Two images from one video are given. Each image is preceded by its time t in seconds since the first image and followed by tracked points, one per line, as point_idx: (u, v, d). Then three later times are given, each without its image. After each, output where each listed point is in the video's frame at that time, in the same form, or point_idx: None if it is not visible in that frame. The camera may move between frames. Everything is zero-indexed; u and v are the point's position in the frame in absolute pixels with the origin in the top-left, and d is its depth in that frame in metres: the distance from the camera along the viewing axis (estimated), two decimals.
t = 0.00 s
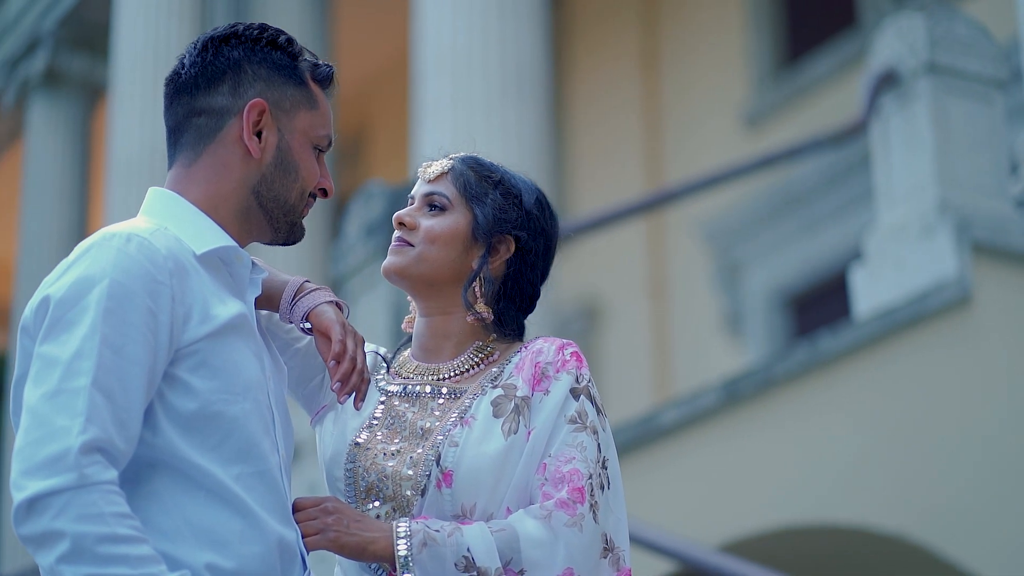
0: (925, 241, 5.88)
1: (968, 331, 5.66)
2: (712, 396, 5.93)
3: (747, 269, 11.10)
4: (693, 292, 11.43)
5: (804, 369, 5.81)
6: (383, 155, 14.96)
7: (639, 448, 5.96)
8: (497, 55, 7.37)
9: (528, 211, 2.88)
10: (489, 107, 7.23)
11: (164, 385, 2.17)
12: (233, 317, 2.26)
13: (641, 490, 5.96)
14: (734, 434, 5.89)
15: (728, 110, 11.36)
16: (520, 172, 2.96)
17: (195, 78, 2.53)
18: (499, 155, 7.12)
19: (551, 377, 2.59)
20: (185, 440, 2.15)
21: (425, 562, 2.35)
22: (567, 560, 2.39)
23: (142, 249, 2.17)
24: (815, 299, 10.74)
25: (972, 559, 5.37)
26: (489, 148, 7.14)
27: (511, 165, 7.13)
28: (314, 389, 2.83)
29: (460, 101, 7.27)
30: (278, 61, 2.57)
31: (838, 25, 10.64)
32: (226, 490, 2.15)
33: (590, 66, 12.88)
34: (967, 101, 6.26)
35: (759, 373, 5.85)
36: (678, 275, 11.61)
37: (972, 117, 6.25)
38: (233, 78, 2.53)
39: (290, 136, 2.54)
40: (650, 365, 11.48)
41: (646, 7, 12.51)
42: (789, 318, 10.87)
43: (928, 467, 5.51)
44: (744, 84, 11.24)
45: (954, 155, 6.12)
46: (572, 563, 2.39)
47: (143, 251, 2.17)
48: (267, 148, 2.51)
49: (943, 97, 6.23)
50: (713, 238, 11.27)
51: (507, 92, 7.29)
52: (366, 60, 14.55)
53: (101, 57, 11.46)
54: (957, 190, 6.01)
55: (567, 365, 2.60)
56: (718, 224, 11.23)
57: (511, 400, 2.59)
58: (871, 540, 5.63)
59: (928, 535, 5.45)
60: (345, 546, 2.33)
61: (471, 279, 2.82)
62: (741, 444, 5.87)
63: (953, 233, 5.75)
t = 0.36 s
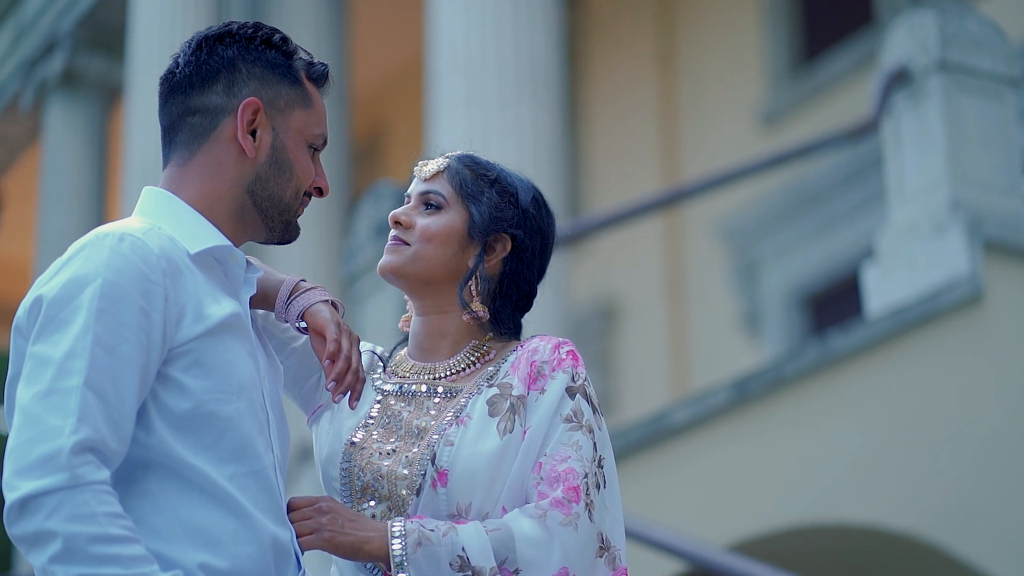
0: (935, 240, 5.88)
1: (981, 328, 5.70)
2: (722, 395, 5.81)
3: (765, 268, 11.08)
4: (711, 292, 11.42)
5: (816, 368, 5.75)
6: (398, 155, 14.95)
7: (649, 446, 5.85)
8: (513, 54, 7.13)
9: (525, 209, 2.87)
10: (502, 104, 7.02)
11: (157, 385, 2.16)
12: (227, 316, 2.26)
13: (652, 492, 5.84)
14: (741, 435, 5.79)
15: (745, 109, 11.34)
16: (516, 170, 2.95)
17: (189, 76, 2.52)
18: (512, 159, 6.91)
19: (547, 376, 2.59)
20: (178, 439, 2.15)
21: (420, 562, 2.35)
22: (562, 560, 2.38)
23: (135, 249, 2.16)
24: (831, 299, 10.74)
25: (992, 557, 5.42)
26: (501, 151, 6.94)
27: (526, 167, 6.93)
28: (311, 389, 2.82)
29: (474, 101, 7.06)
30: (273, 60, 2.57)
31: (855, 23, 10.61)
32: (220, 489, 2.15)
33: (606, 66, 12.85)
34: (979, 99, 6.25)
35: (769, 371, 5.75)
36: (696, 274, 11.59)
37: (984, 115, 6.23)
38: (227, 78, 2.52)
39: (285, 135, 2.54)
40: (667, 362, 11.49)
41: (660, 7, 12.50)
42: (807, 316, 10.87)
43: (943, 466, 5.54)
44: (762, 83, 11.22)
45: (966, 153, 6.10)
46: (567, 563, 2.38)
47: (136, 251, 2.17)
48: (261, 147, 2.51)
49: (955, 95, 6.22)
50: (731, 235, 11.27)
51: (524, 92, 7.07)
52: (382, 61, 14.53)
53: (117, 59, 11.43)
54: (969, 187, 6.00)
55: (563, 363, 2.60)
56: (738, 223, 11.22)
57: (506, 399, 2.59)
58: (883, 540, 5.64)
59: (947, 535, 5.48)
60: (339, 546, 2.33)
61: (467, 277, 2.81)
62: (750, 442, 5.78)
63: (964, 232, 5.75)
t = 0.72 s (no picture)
0: (948, 238, 5.85)
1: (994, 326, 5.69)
2: (732, 395, 5.85)
3: (781, 268, 11.10)
4: (727, 293, 11.42)
5: (826, 368, 5.79)
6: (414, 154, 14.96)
7: (662, 445, 5.91)
8: (526, 54, 7.02)
9: (520, 208, 2.87)
10: (516, 102, 6.90)
11: (149, 385, 2.16)
12: (220, 316, 2.25)
13: (663, 493, 5.88)
14: (753, 433, 5.82)
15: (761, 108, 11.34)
16: (512, 169, 2.94)
17: (183, 76, 2.52)
18: (526, 161, 6.77)
19: (542, 375, 2.58)
20: (171, 439, 2.15)
21: (414, 561, 2.34)
22: (556, 560, 2.38)
23: (127, 249, 2.16)
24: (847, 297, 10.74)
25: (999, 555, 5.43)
26: (516, 151, 6.80)
27: (541, 168, 6.80)
28: (307, 388, 2.82)
29: (488, 100, 6.94)
30: (267, 59, 2.57)
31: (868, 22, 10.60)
32: (213, 489, 2.14)
33: (623, 66, 12.86)
34: (991, 97, 6.21)
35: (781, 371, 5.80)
36: (714, 273, 11.59)
37: (996, 113, 6.20)
38: (221, 77, 2.51)
39: (279, 134, 2.53)
40: (683, 360, 11.51)
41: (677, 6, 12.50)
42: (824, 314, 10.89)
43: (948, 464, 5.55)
44: (778, 81, 11.22)
45: (978, 150, 6.06)
46: (561, 562, 2.38)
47: (128, 251, 2.16)
48: (255, 147, 2.50)
49: (967, 93, 6.19)
50: (748, 234, 11.27)
51: (539, 90, 6.96)
52: (399, 61, 14.54)
53: (134, 60, 11.15)
54: (980, 185, 5.97)
55: (559, 363, 2.59)
56: (754, 222, 11.22)
57: (501, 399, 2.58)
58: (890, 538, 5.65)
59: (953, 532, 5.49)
60: (333, 546, 2.33)
61: (462, 276, 2.81)
62: (758, 440, 5.81)
63: (975, 231, 5.74)
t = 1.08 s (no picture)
0: (960, 237, 5.89)
1: (1003, 325, 5.74)
2: (741, 394, 5.77)
3: (798, 267, 11.16)
4: (744, 295, 11.45)
5: (835, 367, 5.77)
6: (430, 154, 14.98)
7: (671, 445, 5.77)
8: (540, 50, 6.62)
9: (515, 208, 2.86)
10: (529, 101, 6.52)
11: (141, 386, 2.16)
12: (213, 317, 2.25)
13: (669, 493, 5.75)
14: (763, 432, 5.75)
15: (776, 109, 11.41)
16: (506, 169, 2.94)
17: (176, 76, 2.51)
18: (538, 163, 6.42)
19: (536, 376, 2.58)
20: (163, 440, 2.14)
21: (407, 562, 2.34)
22: (550, 561, 2.37)
23: (118, 250, 2.16)
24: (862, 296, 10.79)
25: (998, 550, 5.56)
26: (530, 153, 6.44)
27: (555, 169, 6.43)
28: (302, 389, 2.82)
29: (500, 99, 6.55)
30: (259, 60, 2.56)
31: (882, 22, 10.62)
32: (204, 490, 2.14)
33: (638, 62, 12.85)
34: (1002, 95, 6.22)
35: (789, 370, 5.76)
36: (726, 268, 11.62)
37: (1006, 112, 6.21)
38: (213, 78, 2.51)
39: (271, 134, 2.53)
40: (699, 356, 11.51)
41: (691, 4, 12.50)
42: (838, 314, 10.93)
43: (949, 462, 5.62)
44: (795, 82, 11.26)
45: (988, 149, 6.08)
46: (554, 563, 2.38)
47: (120, 252, 2.16)
48: (248, 147, 2.50)
49: (978, 91, 6.19)
50: (764, 233, 11.31)
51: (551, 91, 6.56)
52: (413, 61, 14.53)
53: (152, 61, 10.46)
54: (990, 184, 6.00)
55: (553, 363, 2.59)
56: (767, 223, 11.27)
57: (495, 399, 2.58)
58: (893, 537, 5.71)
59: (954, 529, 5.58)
60: (326, 548, 2.32)
61: (456, 277, 2.81)
62: (766, 440, 5.75)
63: (985, 229, 5.77)
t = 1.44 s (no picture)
0: (973, 236, 5.93)
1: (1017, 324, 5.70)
2: (754, 394, 5.82)
3: (818, 267, 11.45)
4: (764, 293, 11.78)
5: (850, 366, 5.81)
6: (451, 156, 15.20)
7: (683, 446, 5.89)
8: (556, 51, 7.05)
9: (514, 209, 2.86)
10: (546, 105, 6.96)
11: (136, 388, 2.15)
12: (208, 318, 2.25)
13: (686, 494, 5.84)
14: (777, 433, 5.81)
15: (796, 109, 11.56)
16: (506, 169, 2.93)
17: (172, 77, 2.51)
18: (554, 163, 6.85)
19: (534, 376, 2.57)
20: (159, 442, 2.14)
21: (404, 563, 2.33)
22: (548, 562, 2.37)
23: (113, 252, 2.15)
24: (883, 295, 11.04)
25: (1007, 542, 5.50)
26: (546, 150, 6.87)
27: (572, 170, 6.86)
28: (301, 390, 2.81)
29: (518, 101, 6.99)
30: (256, 60, 2.56)
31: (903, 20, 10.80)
32: (201, 492, 2.14)
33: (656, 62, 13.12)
34: (1017, 93, 6.23)
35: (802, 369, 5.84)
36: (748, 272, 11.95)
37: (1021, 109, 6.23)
38: (210, 78, 2.51)
39: (268, 135, 2.52)
40: (719, 352, 11.80)
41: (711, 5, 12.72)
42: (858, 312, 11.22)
43: (953, 454, 5.61)
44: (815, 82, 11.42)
45: (1002, 147, 6.10)
46: (552, 563, 2.37)
47: (115, 253, 2.15)
48: (245, 148, 2.50)
49: (993, 90, 6.21)
50: (784, 233, 11.64)
51: (563, 92, 7.00)
52: (433, 65, 14.70)
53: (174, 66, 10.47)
54: (1005, 183, 6.04)
55: (551, 364, 2.58)
56: (786, 221, 11.59)
57: (493, 400, 2.57)
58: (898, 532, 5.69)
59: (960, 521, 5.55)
60: (323, 549, 2.32)
61: (455, 277, 2.80)
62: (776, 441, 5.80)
63: (1000, 228, 5.81)
